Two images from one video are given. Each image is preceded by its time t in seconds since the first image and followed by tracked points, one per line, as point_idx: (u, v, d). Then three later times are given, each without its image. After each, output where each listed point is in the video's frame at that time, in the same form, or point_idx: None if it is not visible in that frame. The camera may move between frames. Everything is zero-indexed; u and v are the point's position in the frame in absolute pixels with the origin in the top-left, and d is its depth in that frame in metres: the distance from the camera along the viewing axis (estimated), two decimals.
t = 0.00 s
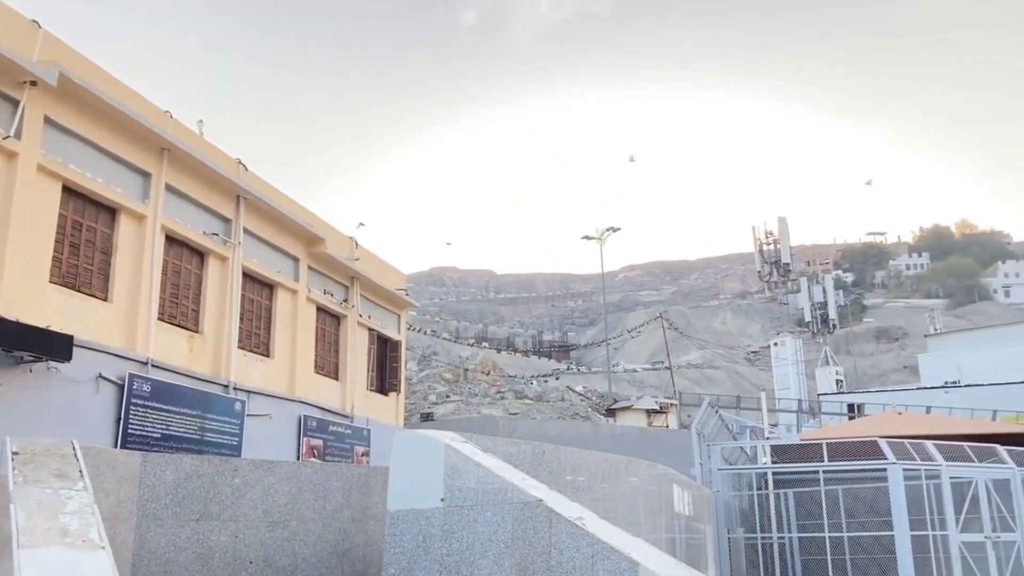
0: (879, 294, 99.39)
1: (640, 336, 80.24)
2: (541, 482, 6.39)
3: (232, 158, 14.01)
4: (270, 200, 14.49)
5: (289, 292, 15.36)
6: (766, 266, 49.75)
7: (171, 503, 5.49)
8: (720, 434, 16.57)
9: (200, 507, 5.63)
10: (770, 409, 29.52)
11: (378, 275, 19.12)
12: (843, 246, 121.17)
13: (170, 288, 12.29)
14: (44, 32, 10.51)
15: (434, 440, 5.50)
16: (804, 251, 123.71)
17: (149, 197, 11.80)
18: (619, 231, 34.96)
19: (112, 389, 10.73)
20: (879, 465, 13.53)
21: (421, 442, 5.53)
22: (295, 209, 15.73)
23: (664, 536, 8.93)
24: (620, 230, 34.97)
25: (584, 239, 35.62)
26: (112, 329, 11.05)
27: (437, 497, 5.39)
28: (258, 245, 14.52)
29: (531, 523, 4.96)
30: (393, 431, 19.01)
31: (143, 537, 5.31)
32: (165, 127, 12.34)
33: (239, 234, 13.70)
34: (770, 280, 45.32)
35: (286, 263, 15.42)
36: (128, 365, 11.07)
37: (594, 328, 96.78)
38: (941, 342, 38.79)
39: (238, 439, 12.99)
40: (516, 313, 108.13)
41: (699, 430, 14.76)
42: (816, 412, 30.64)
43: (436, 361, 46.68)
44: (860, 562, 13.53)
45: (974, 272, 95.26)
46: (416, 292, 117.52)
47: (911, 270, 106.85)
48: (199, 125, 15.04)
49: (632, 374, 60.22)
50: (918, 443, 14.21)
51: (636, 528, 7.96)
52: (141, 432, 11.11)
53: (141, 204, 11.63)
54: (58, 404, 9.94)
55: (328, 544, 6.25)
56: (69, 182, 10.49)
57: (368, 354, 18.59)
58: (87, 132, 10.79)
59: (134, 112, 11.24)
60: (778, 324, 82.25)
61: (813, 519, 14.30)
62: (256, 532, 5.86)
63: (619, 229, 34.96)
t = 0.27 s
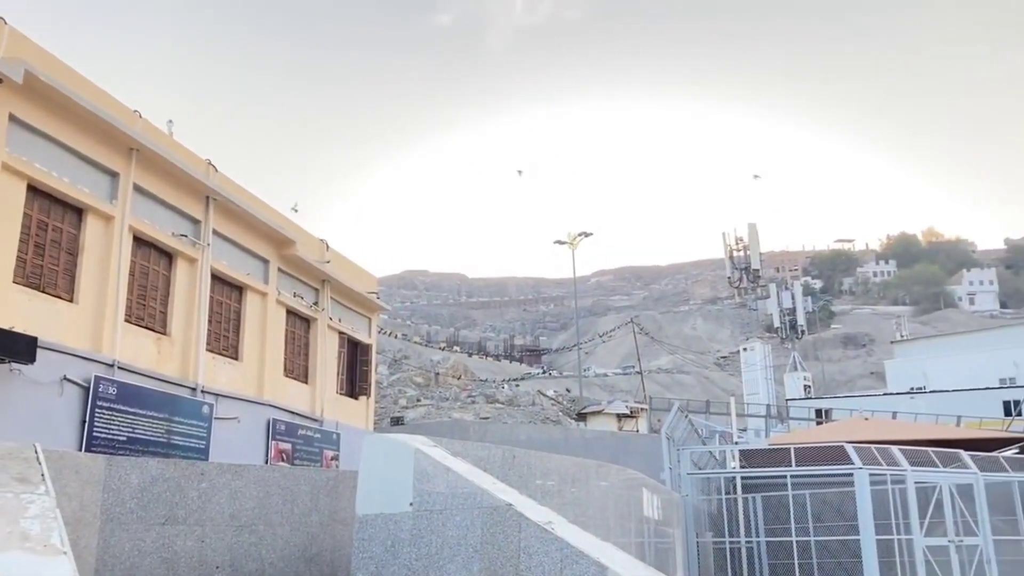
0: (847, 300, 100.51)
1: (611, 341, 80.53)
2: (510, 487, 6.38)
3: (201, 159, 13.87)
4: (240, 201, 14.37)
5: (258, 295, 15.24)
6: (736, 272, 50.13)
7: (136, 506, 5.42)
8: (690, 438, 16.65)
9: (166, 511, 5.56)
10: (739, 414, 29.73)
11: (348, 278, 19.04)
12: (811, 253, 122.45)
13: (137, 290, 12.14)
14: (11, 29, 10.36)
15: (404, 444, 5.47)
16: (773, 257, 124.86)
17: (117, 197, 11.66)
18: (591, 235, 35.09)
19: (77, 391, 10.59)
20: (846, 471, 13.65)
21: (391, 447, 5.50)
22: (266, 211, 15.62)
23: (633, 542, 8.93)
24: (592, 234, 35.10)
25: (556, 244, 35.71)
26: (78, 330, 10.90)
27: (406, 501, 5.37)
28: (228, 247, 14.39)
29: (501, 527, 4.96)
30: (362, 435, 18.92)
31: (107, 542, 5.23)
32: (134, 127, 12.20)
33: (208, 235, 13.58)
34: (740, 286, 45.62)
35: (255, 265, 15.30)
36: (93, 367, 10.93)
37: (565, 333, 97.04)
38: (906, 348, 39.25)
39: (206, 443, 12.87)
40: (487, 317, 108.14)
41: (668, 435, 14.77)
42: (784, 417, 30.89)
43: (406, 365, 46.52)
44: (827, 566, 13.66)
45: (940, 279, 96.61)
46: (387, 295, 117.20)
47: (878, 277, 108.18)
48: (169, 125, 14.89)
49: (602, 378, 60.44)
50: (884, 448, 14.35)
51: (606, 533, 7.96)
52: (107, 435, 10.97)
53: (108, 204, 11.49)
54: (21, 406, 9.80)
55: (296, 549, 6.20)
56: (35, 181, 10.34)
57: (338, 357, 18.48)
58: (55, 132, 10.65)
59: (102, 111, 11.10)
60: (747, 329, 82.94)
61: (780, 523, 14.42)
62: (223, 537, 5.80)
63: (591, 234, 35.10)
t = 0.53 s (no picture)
0: (816, 307, 101.58)
1: (582, 346, 80.76)
2: (479, 492, 6.37)
3: (171, 160, 13.75)
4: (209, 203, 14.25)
5: (227, 298, 15.12)
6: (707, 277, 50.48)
7: (99, 512, 5.34)
8: (659, 444, 16.72)
9: (130, 516, 5.48)
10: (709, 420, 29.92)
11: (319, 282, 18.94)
12: (781, 260, 123.63)
13: (103, 291, 11.99)
14: None
15: (372, 449, 5.44)
16: (743, 264, 125.91)
17: (84, 198, 11.51)
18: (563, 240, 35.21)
19: (41, 394, 10.44)
20: (813, 476, 13.77)
21: (360, 451, 5.46)
22: (235, 214, 15.51)
23: (603, 547, 8.94)
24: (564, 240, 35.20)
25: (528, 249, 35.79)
26: (43, 332, 10.74)
27: (374, 507, 5.35)
28: (196, 249, 14.27)
29: (469, 534, 4.97)
30: (332, 439, 18.80)
31: (69, 547, 5.15)
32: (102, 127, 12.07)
33: (177, 237, 13.45)
34: (710, 292, 45.93)
35: (225, 268, 15.18)
36: (58, 370, 10.79)
37: (537, 337, 97.22)
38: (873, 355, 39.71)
39: (173, 447, 12.75)
40: (459, 321, 108.06)
41: (638, 440, 14.80)
42: (753, 423, 31.12)
43: (377, 369, 46.33)
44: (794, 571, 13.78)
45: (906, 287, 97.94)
46: (358, 299, 116.78)
47: (846, 284, 109.44)
48: (138, 125, 14.75)
49: (574, 383, 60.59)
50: (850, 454, 14.49)
51: (576, 537, 7.96)
52: (71, 439, 10.82)
53: (75, 204, 11.34)
54: None
55: (263, 554, 6.14)
56: None
57: (307, 361, 18.37)
58: (21, 131, 10.49)
59: (70, 111, 10.96)
60: (718, 335, 83.54)
61: (749, 528, 14.53)
62: (188, 542, 5.74)
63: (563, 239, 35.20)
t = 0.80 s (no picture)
0: (785, 314, 102.54)
1: (554, 351, 80.89)
2: (449, 497, 6.34)
3: (139, 162, 13.58)
4: (178, 205, 14.12)
5: (196, 301, 14.96)
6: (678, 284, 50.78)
7: (62, 517, 5.21)
8: (630, 449, 16.76)
9: (94, 522, 5.37)
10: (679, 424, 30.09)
11: (288, 285, 18.82)
12: (751, 267, 124.69)
13: (69, 294, 11.83)
14: None
15: (339, 453, 5.40)
16: (714, 271, 126.82)
17: (50, 199, 11.35)
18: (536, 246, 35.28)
19: (3, 398, 10.28)
20: (782, 481, 13.89)
21: (326, 456, 5.40)
22: (205, 216, 15.37)
23: (572, 553, 8.94)
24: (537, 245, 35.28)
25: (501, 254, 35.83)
26: (6, 335, 10.56)
27: (342, 512, 5.31)
28: (166, 252, 14.11)
29: (439, 540, 4.97)
30: (301, 444, 18.67)
31: (30, 554, 5.03)
32: (69, 126, 11.90)
33: (145, 239, 13.31)
34: (681, 299, 46.20)
35: (193, 271, 15.02)
36: (22, 373, 10.63)
37: (509, 342, 97.30)
38: (841, 361, 40.10)
39: (139, 451, 12.62)
40: (431, 326, 107.90)
41: (608, 445, 14.83)
42: (722, 428, 31.31)
43: (347, 374, 46.07)
44: None
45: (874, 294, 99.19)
46: (329, 303, 116.26)
47: (814, 291, 110.58)
48: (105, 126, 14.57)
49: (545, 389, 60.67)
50: (818, 459, 14.63)
51: (547, 541, 7.94)
52: (35, 443, 10.65)
53: (40, 206, 11.18)
54: None
55: (231, 559, 6.07)
56: None
57: (276, 365, 18.22)
58: None
59: (36, 110, 10.79)
60: (688, 341, 84.08)
61: (718, 534, 14.62)
62: (153, 548, 5.65)
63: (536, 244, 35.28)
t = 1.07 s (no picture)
0: (753, 320, 103.45)
1: (524, 356, 80.96)
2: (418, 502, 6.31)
3: (106, 162, 13.44)
4: (146, 206, 13.96)
5: (162, 303, 14.80)
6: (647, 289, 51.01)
7: (22, 524, 4.95)
8: (599, 454, 16.78)
9: (56, 527, 5.12)
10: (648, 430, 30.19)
11: (256, 288, 18.67)
12: (719, 273, 125.65)
13: (33, 295, 11.63)
14: None
15: (308, 458, 5.34)
16: (683, 277, 127.64)
17: (13, 199, 11.17)
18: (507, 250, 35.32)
19: None
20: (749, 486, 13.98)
21: (294, 461, 5.35)
22: (173, 218, 15.22)
23: (540, 558, 8.94)
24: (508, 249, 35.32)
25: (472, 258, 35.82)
26: None
27: (310, 517, 5.26)
28: (132, 254, 13.95)
29: (405, 544, 4.94)
30: (268, 448, 18.50)
31: None
32: (34, 126, 11.73)
33: (111, 240, 13.14)
34: (651, 304, 46.42)
35: (160, 273, 14.86)
36: None
37: (479, 347, 97.25)
38: (808, 367, 40.49)
39: (103, 455, 12.46)
40: (400, 330, 107.58)
41: (577, 450, 14.83)
42: (691, 433, 31.48)
43: (316, 378, 45.75)
44: None
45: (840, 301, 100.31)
46: (298, 305, 115.52)
47: (782, 298, 111.68)
48: (71, 126, 14.38)
49: (515, 393, 60.68)
50: (784, 464, 14.75)
51: (515, 547, 7.94)
52: None
53: (4, 205, 10.99)
54: None
55: (195, 564, 5.88)
56: None
57: (244, 369, 18.04)
58: None
59: None
60: (657, 346, 84.54)
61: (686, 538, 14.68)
62: (117, 554, 5.42)
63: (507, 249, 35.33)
